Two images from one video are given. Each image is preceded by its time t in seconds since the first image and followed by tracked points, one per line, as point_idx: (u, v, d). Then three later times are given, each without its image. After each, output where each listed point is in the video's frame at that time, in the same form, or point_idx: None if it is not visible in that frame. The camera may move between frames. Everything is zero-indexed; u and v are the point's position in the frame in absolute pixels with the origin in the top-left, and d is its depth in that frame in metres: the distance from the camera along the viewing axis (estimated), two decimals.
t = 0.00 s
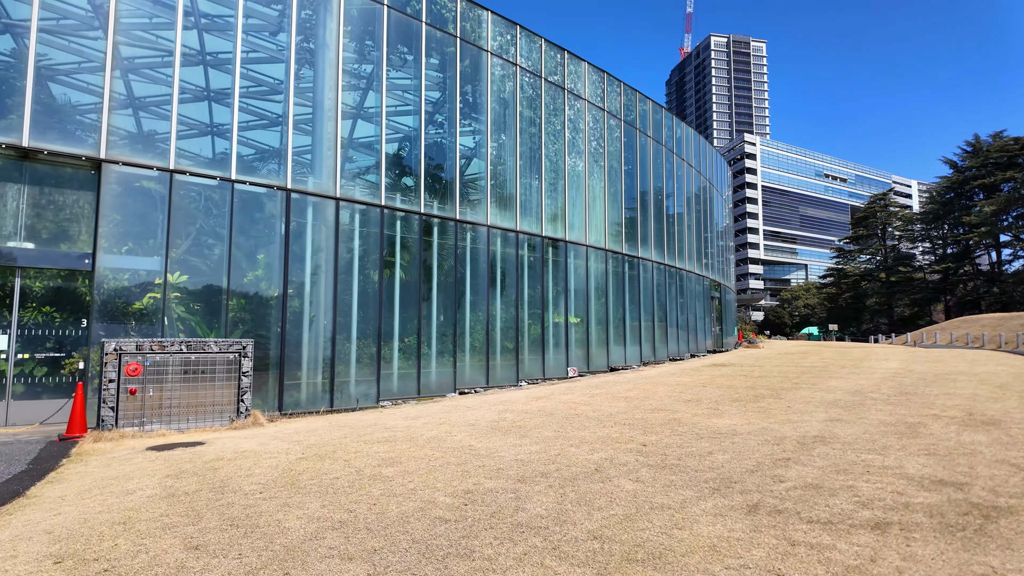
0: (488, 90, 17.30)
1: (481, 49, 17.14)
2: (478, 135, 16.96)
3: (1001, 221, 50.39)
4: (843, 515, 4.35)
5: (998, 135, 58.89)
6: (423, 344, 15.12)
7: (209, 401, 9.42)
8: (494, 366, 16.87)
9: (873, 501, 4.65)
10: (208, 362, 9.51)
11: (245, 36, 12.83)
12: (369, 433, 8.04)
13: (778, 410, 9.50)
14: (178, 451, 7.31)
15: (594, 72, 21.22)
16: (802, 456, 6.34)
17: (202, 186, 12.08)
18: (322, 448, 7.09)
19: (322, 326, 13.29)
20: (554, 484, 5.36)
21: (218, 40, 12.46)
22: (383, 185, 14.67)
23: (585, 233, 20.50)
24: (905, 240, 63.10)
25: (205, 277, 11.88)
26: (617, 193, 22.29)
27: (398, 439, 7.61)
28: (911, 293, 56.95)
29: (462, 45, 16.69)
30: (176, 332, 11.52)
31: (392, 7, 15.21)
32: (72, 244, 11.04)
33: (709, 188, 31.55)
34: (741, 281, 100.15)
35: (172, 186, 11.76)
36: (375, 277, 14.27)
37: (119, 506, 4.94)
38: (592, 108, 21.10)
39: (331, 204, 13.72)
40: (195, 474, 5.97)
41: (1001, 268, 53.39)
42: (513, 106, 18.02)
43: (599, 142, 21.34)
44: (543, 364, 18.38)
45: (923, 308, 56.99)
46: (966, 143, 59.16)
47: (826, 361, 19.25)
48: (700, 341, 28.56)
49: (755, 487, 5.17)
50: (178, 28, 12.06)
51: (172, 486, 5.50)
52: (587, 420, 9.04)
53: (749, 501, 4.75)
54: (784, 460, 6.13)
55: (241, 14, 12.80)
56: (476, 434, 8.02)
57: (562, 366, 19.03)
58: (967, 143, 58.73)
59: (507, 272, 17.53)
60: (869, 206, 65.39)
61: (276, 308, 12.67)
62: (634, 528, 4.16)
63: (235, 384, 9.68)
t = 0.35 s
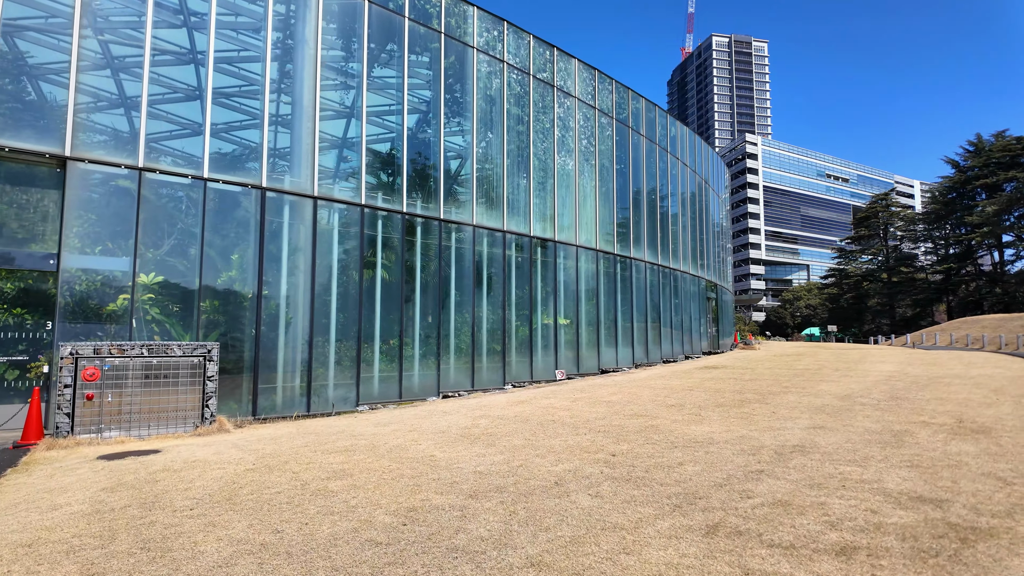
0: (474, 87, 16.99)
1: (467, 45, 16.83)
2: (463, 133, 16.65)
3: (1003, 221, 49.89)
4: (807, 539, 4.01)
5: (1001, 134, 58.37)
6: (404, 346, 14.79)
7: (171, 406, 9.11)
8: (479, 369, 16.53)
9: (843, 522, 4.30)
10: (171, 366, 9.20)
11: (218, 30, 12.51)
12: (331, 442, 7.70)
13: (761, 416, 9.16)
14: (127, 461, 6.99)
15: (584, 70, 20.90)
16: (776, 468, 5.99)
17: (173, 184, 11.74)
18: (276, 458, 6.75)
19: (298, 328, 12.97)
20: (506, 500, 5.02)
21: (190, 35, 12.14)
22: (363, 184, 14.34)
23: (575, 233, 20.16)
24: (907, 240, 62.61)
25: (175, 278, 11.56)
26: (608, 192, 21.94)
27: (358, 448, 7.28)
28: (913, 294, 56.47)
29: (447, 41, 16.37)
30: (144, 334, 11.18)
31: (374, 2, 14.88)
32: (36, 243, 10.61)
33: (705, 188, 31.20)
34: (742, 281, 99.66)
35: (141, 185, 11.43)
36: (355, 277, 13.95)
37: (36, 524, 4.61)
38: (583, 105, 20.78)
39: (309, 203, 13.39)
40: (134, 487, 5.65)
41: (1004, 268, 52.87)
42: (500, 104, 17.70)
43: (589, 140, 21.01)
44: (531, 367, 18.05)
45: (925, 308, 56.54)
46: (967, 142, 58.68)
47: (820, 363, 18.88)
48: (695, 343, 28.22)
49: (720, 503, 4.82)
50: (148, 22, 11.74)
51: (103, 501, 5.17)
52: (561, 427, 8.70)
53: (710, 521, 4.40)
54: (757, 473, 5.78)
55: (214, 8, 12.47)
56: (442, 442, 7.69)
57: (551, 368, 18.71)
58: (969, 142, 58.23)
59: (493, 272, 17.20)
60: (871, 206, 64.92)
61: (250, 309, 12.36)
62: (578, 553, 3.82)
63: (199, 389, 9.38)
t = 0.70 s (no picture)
0: (462, 82, 16.66)
1: (455, 39, 16.52)
2: (451, 129, 16.33)
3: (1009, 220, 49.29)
4: (772, 560, 3.65)
5: (1007, 132, 57.75)
6: (388, 346, 14.46)
7: (135, 409, 8.80)
8: (467, 370, 16.20)
9: (814, 540, 3.94)
10: (135, 367, 8.91)
11: (194, 22, 12.19)
12: (292, 447, 7.37)
13: (745, 420, 8.80)
14: (76, 467, 6.67)
15: (577, 65, 20.57)
16: (752, 477, 5.63)
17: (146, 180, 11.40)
18: (228, 466, 6.42)
19: (277, 328, 12.66)
20: (456, 513, 4.67)
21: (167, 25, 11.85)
22: (346, 181, 14.01)
23: (567, 232, 19.81)
24: (913, 240, 61.99)
25: (148, 276, 11.24)
26: (602, 190, 21.59)
27: (318, 454, 6.95)
28: (918, 293, 55.90)
29: (433, 34, 16.05)
30: (115, 335, 10.85)
31: None
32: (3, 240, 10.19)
33: (703, 186, 30.82)
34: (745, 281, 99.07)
35: (113, 180, 11.08)
36: (337, 276, 13.63)
37: None
38: (576, 101, 20.45)
39: (289, 200, 13.07)
40: (68, 497, 5.31)
41: (1010, 268, 52.25)
42: (489, 99, 17.37)
43: (582, 137, 20.67)
44: (521, 368, 17.71)
45: (930, 308, 55.99)
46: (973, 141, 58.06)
47: (817, 364, 18.48)
48: (692, 343, 27.82)
49: (684, 518, 4.47)
50: (120, 12, 11.43)
51: (28, 513, 4.84)
52: (537, 431, 8.36)
53: (669, 539, 4.05)
54: (731, 483, 5.41)
55: None
56: (408, 448, 7.35)
57: (541, 369, 18.37)
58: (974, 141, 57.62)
59: (482, 271, 16.88)
60: (875, 206, 64.30)
61: (226, 308, 12.04)
62: None
63: (165, 392, 9.08)
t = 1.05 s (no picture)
0: (445, 76, 16.29)
1: (437, 32, 16.15)
2: (433, 123, 15.96)
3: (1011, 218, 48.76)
4: None
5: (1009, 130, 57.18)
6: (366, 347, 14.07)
7: (89, 412, 8.44)
8: (450, 371, 15.82)
9: (768, 561, 3.56)
10: (88, 368, 8.55)
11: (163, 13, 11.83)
12: (243, 453, 7.01)
13: (723, 424, 8.42)
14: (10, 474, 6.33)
15: (566, 59, 20.19)
16: (718, 487, 5.24)
17: (111, 175, 11.02)
18: (167, 473, 6.05)
19: (248, 328, 12.28)
20: (387, 528, 4.29)
21: (132, 13, 11.47)
22: (322, 177, 13.62)
23: (555, 229, 19.43)
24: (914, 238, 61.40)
25: (112, 274, 10.87)
26: (592, 186, 21.19)
27: (267, 460, 6.59)
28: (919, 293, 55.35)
29: (415, 27, 15.68)
30: (78, 335, 10.47)
31: None
32: None
33: (698, 183, 30.38)
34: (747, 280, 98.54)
35: (76, 175, 10.70)
36: (312, 275, 13.24)
37: None
38: (564, 96, 20.07)
39: (261, 195, 12.68)
40: None
41: (1012, 267, 51.68)
42: (473, 93, 17.00)
43: (571, 133, 20.29)
44: (507, 368, 17.33)
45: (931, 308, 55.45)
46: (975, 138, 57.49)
47: (811, 364, 18.06)
48: (686, 343, 27.40)
49: (632, 534, 4.08)
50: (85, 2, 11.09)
51: None
52: (505, 435, 7.99)
53: (609, 559, 3.67)
54: (692, 494, 5.02)
55: None
56: (365, 453, 6.99)
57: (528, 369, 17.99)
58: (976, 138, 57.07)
59: (466, 269, 16.51)
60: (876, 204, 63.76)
61: (195, 307, 11.67)
62: None
63: (121, 394, 8.73)
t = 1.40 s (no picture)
0: (427, 72, 15.92)
1: (420, 27, 15.80)
2: (415, 120, 15.59)
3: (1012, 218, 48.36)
4: None
5: (1010, 129, 56.75)
6: (344, 349, 13.71)
7: (40, 419, 8.10)
8: (432, 373, 15.48)
9: None
10: (39, 375, 8.18)
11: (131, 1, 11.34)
12: (190, 465, 6.66)
13: (700, 432, 8.07)
14: None
15: (554, 56, 19.84)
16: (680, 505, 4.87)
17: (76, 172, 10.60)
18: (101, 487, 5.71)
19: (219, 331, 11.93)
20: (310, 555, 3.93)
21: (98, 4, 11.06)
22: (298, 175, 13.24)
23: (543, 229, 19.07)
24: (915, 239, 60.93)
25: (76, 275, 10.48)
26: (582, 186, 20.83)
27: (212, 473, 6.24)
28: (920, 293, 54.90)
29: (396, 22, 15.31)
30: (39, 339, 10.09)
31: None
32: None
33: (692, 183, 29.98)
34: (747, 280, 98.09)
35: (37, 172, 10.27)
36: (287, 276, 12.87)
37: None
38: (553, 94, 19.74)
39: (234, 194, 12.30)
40: None
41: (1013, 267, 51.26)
42: (457, 90, 16.64)
43: (560, 131, 19.94)
44: (492, 371, 17.00)
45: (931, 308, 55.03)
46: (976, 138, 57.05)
47: (803, 366, 17.71)
48: (679, 345, 27.02)
49: (572, 562, 3.72)
50: None
51: None
52: (470, 444, 7.64)
53: None
54: (650, 514, 4.66)
55: None
56: (318, 464, 6.64)
57: (514, 371, 17.65)
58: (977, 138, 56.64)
59: (449, 270, 16.15)
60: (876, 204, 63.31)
61: (163, 309, 11.31)
62: None
63: (75, 400, 8.39)
